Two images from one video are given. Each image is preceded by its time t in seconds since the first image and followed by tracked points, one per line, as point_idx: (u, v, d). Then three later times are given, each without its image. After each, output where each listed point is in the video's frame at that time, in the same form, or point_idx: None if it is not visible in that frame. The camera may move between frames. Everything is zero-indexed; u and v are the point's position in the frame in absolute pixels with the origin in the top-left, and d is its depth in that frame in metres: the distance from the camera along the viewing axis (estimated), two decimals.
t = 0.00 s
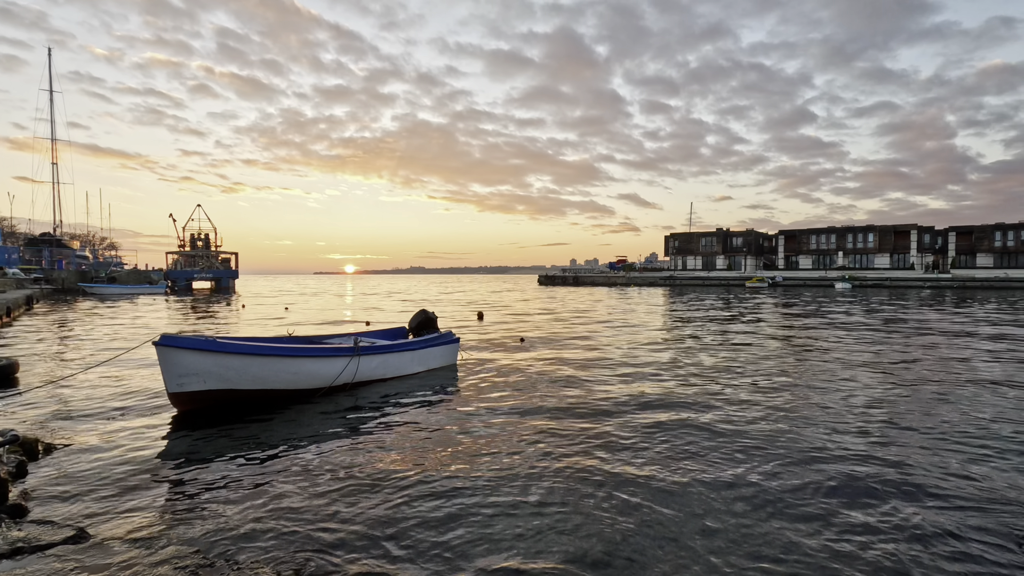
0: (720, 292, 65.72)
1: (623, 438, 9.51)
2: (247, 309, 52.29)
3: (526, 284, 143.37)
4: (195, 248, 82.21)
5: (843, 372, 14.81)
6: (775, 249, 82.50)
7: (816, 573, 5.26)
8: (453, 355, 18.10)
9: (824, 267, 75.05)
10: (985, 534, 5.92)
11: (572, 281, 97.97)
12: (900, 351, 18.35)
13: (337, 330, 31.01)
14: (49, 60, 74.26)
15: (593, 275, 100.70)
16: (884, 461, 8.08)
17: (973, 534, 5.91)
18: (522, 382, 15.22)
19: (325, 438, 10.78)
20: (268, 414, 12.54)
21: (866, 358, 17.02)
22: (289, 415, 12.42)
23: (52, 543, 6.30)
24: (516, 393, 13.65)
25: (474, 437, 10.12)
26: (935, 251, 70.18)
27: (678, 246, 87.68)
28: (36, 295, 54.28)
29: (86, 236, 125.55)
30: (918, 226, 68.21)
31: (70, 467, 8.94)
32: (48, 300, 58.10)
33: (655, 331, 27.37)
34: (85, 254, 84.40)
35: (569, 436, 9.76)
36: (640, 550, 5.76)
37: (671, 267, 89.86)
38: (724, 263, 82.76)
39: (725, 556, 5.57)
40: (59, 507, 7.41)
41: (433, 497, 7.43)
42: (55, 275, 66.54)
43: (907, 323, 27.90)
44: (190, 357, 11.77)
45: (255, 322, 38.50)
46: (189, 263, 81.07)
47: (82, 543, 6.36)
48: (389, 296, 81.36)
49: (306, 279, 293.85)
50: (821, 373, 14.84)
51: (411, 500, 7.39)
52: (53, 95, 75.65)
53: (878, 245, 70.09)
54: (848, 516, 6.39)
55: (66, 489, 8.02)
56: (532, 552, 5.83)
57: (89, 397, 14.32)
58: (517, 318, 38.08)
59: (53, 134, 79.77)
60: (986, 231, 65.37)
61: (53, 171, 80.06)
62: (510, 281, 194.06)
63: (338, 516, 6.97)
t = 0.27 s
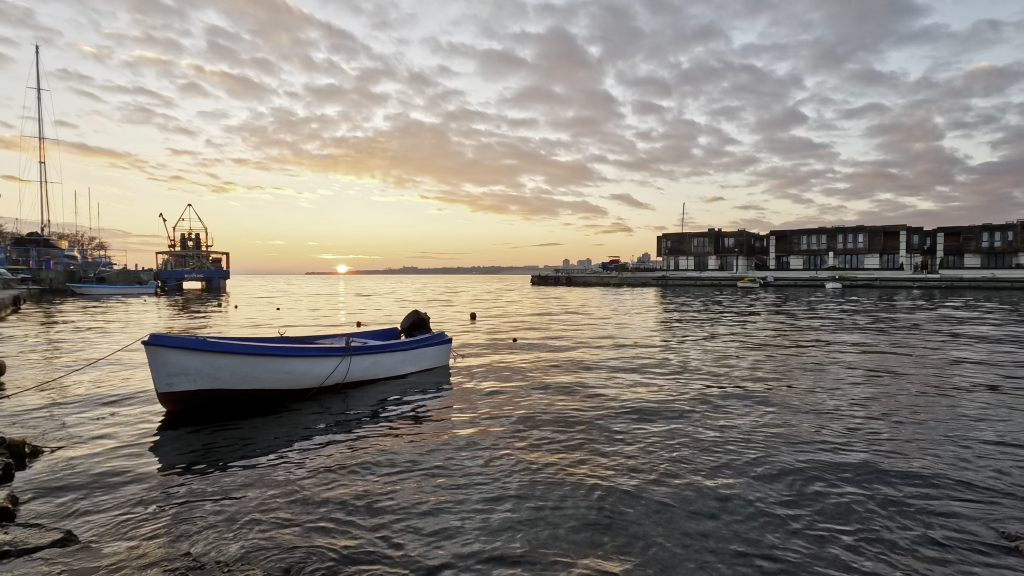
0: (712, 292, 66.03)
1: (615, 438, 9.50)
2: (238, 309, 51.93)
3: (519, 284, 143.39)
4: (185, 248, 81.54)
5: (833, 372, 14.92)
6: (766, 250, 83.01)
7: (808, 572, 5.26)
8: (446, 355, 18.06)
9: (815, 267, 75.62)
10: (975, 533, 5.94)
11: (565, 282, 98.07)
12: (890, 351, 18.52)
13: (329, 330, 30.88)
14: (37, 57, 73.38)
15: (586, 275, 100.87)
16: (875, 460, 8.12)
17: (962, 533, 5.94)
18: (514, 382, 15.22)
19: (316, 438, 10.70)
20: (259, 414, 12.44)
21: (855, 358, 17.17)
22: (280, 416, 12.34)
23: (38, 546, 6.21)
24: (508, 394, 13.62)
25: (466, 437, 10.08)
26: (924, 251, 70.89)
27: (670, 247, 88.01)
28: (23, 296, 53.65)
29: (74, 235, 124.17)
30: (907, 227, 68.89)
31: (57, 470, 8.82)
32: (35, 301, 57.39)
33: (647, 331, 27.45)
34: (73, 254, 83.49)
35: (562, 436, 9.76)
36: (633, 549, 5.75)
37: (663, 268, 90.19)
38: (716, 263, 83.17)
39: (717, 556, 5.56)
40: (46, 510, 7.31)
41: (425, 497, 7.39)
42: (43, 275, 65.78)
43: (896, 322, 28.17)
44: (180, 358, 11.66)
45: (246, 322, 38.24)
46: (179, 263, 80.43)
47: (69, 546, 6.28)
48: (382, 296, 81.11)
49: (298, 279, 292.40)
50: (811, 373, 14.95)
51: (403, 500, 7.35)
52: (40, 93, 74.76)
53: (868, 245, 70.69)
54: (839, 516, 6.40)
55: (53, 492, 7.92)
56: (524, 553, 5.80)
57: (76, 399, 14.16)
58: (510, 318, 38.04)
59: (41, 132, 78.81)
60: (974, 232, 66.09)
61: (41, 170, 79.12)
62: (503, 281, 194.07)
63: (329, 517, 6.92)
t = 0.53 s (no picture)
0: (704, 292, 66.31)
1: (610, 437, 9.48)
2: (229, 309, 51.54)
3: (512, 284, 143.42)
4: (175, 248, 80.88)
5: (824, 371, 15.02)
6: (758, 250, 83.51)
7: (802, 570, 5.27)
8: (438, 355, 18.00)
9: (806, 267, 76.15)
10: (968, 532, 5.96)
11: (558, 282, 98.16)
12: (879, 350, 18.68)
13: (321, 330, 30.73)
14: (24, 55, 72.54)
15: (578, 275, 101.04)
16: (868, 459, 8.14)
17: (954, 532, 5.96)
18: (507, 382, 15.21)
19: (309, 439, 10.64)
20: (250, 415, 12.35)
21: (846, 357, 17.30)
22: (272, 417, 12.26)
23: (25, 549, 6.12)
24: (502, 394, 13.57)
25: (459, 437, 10.03)
26: (913, 251, 71.59)
27: (662, 247, 88.33)
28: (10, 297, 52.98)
29: (62, 235, 122.83)
30: (896, 227, 69.54)
31: (44, 472, 8.71)
32: (22, 301, 56.68)
33: (640, 331, 27.54)
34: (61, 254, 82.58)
35: (555, 436, 9.76)
36: (627, 549, 5.72)
37: (656, 268, 90.49)
38: (708, 263, 83.57)
39: (712, 556, 5.55)
40: (32, 512, 7.21)
41: (419, 499, 7.34)
42: (30, 275, 65.01)
43: (885, 322, 28.43)
44: (170, 358, 11.56)
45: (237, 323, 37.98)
46: (169, 263, 79.78)
47: (56, 550, 6.19)
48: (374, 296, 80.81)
49: (290, 279, 290.81)
50: (802, 372, 15.05)
51: (396, 501, 7.29)
52: (27, 91, 73.90)
53: (858, 246, 71.30)
54: (834, 514, 6.40)
55: (40, 495, 7.81)
56: (519, 554, 5.76)
57: (64, 400, 13.99)
58: (503, 318, 38.02)
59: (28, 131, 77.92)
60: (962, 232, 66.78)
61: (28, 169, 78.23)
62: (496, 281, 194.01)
63: (322, 519, 6.87)
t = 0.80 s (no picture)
0: (696, 292, 66.59)
1: (603, 440, 9.47)
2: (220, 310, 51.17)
3: (505, 284, 143.39)
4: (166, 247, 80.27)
5: (815, 371, 15.12)
6: (749, 250, 84.01)
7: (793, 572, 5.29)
8: (431, 356, 17.95)
9: (797, 267, 76.68)
10: (959, 532, 5.99)
11: (551, 281, 98.28)
12: (869, 350, 18.82)
13: (313, 330, 30.56)
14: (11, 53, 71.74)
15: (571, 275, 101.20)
16: (859, 460, 8.17)
17: (945, 533, 5.99)
18: (500, 382, 15.19)
19: (300, 440, 10.56)
20: (241, 417, 12.24)
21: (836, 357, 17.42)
22: (263, 418, 12.17)
23: (11, 553, 6.03)
24: (495, 395, 13.54)
25: (452, 439, 9.99)
26: (902, 251, 72.26)
27: (655, 247, 88.66)
28: None
29: (51, 234, 121.56)
30: (886, 227, 70.16)
31: (30, 475, 8.59)
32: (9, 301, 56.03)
33: (633, 331, 27.61)
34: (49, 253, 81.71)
35: (548, 438, 9.75)
36: (620, 555, 5.71)
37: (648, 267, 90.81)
38: (700, 263, 83.96)
39: (705, 561, 5.55)
40: (18, 515, 7.10)
41: (412, 501, 7.30)
42: (17, 275, 64.28)
43: (875, 322, 28.67)
44: (159, 360, 11.44)
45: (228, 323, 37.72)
46: (159, 263, 79.16)
47: (43, 553, 6.10)
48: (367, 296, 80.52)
49: (281, 279, 289.22)
50: (793, 371, 15.15)
51: (388, 504, 7.25)
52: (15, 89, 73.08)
53: (848, 246, 71.87)
54: (825, 517, 6.42)
55: (26, 497, 7.71)
56: (512, 557, 5.74)
57: (52, 402, 13.83)
58: (496, 318, 38.00)
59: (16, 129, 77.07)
60: (950, 233, 67.44)
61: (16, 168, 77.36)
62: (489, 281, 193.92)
63: (313, 520, 6.81)
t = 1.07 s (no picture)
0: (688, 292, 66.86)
1: (596, 438, 9.49)
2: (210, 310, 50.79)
3: (498, 284, 143.34)
4: (156, 247, 79.68)
5: (806, 370, 15.19)
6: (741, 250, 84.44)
7: (784, 569, 5.31)
8: (424, 356, 17.88)
9: (788, 267, 77.18)
10: (948, 527, 6.04)
11: (543, 281, 98.34)
12: (860, 349, 18.93)
13: (304, 331, 30.38)
14: None
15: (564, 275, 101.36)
16: (850, 457, 8.23)
17: (935, 527, 6.04)
18: (492, 382, 15.15)
19: (293, 440, 10.50)
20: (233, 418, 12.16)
21: (827, 356, 17.53)
22: (254, 419, 12.07)
23: None
24: (488, 394, 13.53)
25: (445, 438, 9.97)
26: (891, 251, 72.89)
27: (647, 247, 88.94)
28: None
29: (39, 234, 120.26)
30: (876, 228, 70.74)
31: (17, 477, 8.48)
32: None
33: (625, 331, 27.66)
34: (36, 253, 80.81)
35: (540, 437, 9.74)
36: (614, 551, 5.72)
37: (641, 267, 91.06)
38: (692, 263, 84.29)
39: (698, 557, 5.57)
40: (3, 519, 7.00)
41: (405, 500, 7.27)
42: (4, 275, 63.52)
43: (865, 322, 28.85)
44: (149, 361, 11.32)
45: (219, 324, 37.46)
46: (149, 263, 78.56)
47: (29, 556, 6.02)
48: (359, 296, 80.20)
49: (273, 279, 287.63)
50: (784, 370, 15.22)
51: (380, 503, 7.21)
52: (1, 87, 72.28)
53: (839, 246, 72.40)
54: (817, 513, 6.46)
55: (12, 500, 7.60)
56: (506, 555, 5.73)
57: (38, 404, 13.65)
58: (489, 318, 37.95)
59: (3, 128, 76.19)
60: (939, 234, 68.12)
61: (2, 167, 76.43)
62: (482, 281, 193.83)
63: (306, 520, 6.77)
